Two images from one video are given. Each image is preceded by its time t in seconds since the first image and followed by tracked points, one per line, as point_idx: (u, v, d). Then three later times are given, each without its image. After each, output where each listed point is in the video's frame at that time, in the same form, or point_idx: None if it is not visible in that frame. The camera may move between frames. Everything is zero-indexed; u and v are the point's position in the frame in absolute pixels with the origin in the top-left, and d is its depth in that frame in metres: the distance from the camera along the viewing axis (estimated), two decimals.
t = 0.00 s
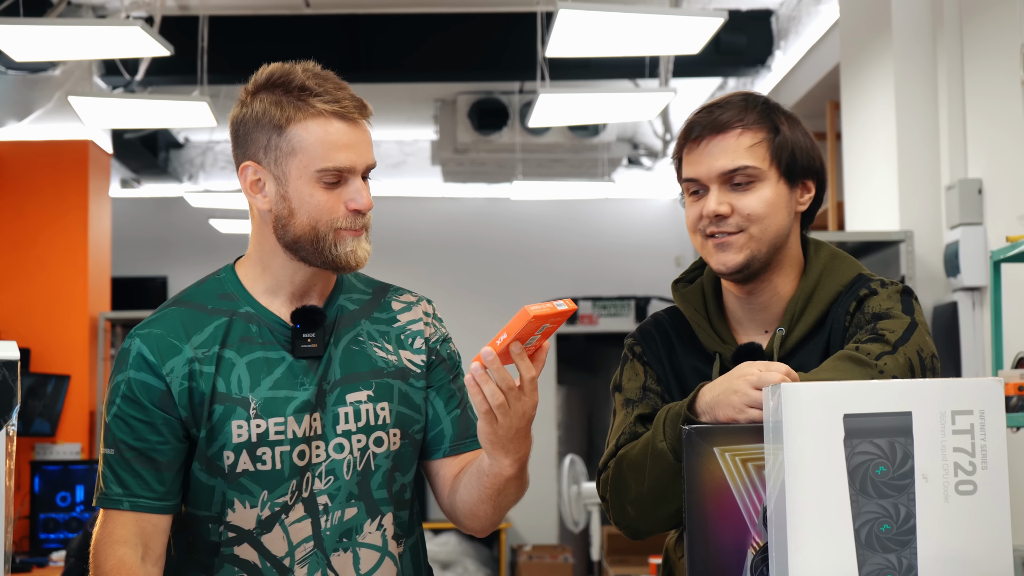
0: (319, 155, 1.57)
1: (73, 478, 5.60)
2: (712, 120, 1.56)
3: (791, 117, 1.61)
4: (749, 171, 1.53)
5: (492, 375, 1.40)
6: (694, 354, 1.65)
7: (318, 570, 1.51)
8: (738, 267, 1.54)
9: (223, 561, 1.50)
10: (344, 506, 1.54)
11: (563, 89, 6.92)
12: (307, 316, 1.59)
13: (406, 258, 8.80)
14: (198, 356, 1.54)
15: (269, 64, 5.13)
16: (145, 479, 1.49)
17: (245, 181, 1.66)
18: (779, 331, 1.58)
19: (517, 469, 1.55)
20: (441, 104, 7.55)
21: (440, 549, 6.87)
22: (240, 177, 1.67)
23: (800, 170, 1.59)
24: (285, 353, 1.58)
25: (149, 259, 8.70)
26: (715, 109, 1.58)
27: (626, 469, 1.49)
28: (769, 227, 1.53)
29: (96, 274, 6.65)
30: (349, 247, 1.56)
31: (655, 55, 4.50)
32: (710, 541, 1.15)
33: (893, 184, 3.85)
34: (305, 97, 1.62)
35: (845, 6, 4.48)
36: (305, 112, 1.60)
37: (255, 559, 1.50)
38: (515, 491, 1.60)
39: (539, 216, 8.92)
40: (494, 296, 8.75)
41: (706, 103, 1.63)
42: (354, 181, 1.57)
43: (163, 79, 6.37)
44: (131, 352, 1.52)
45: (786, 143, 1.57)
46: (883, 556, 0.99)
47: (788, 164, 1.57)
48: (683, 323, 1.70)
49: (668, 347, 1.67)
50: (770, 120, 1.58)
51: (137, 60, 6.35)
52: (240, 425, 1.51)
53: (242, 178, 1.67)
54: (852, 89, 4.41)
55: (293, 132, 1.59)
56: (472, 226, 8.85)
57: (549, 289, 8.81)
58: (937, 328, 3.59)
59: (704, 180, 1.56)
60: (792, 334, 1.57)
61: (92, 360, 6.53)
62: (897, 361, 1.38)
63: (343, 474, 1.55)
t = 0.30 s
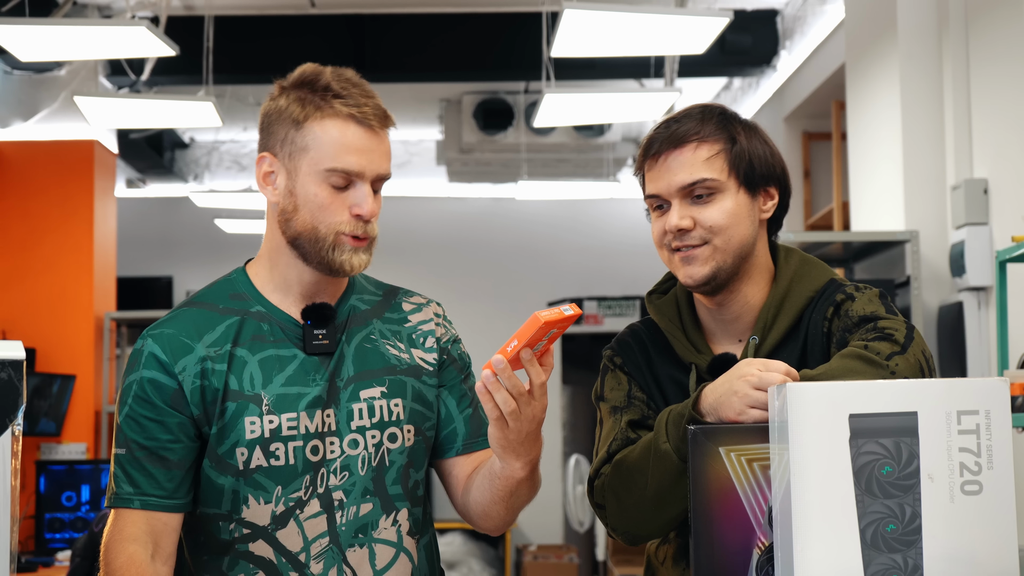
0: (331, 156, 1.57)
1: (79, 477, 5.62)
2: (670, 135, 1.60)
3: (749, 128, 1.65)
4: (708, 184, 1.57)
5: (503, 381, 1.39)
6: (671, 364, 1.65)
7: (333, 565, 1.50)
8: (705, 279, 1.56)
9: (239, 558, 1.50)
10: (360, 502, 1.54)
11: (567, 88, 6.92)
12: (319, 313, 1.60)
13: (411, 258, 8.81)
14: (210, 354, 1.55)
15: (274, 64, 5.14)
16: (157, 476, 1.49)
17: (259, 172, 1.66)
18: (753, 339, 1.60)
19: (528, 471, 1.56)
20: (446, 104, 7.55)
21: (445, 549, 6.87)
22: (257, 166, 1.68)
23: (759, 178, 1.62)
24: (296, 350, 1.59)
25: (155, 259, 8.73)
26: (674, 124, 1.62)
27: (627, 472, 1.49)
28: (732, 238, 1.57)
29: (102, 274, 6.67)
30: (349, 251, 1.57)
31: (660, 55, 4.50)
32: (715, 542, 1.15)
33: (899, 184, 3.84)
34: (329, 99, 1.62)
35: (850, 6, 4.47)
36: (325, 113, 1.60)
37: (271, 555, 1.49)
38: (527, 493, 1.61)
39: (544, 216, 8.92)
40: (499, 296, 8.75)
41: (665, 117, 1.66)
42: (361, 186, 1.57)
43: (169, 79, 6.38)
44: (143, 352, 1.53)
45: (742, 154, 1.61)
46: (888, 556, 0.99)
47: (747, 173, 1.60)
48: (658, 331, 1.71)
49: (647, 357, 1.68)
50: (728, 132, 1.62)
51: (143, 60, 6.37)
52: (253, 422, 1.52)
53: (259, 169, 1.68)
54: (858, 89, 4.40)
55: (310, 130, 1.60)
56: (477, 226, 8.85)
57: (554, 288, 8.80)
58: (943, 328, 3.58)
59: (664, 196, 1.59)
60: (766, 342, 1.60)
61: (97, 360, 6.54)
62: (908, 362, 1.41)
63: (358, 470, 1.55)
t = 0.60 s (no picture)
0: (335, 150, 1.58)
1: (82, 477, 5.63)
2: (655, 135, 1.62)
3: (737, 127, 1.65)
4: (686, 183, 1.58)
5: (501, 387, 1.39)
6: (660, 364, 1.65)
7: (336, 560, 1.50)
8: (679, 280, 1.57)
9: (242, 550, 1.48)
10: (362, 498, 1.54)
11: (570, 88, 6.92)
12: (325, 309, 1.60)
13: (414, 258, 8.82)
14: (214, 347, 1.54)
15: (276, 64, 5.15)
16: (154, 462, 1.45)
17: (267, 167, 1.67)
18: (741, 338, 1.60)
19: (529, 475, 1.56)
20: (449, 104, 7.56)
21: (448, 548, 6.86)
22: (265, 161, 1.69)
23: (741, 179, 1.62)
24: (302, 346, 1.59)
25: (158, 258, 8.74)
26: (661, 124, 1.63)
27: (626, 471, 1.49)
28: (708, 239, 1.56)
29: (105, 273, 6.68)
30: (349, 244, 1.57)
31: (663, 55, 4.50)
32: (718, 542, 1.15)
33: (902, 184, 3.84)
34: (337, 96, 1.63)
35: (853, 6, 4.46)
36: (331, 108, 1.61)
37: (272, 547, 1.48)
38: (530, 496, 1.61)
39: (547, 216, 8.92)
40: (502, 296, 8.75)
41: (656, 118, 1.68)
42: (364, 181, 1.58)
43: (172, 79, 6.39)
44: (148, 342, 1.52)
45: (724, 154, 1.61)
46: (891, 556, 1.00)
47: (727, 174, 1.60)
48: (646, 330, 1.71)
49: (634, 356, 1.68)
50: (710, 132, 1.61)
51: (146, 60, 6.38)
52: (256, 415, 1.51)
53: (267, 164, 1.69)
54: (861, 88, 4.39)
55: (315, 124, 1.60)
56: (480, 225, 8.86)
57: (557, 288, 8.80)
58: (946, 328, 3.57)
59: (643, 195, 1.61)
60: (753, 341, 1.59)
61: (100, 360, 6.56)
62: (898, 358, 1.42)
63: (362, 466, 1.55)
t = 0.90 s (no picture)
0: (329, 142, 1.58)
1: (85, 477, 5.64)
2: (660, 134, 1.62)
3: (743, 129, 1.64)
4: (687, 185, 1.58)
5: (497, 379, 1.41)
6: (662, 361, 1.65)
7: (337, 550, 1.50)
8: (679, 281, 1.58)
9: (244, 539, 1.47)
10: (363, 489, 1.53)
11: (573, 89, 6.92)
12: (327, 302, 1.61)
13: (416, 258, 8.82)
14: (218, 332, 1.55)
15: (279, 64, 5.15)
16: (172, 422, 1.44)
17: (266, 166, 1.67)
18: (745, 339, 1.60)
19: (522, 469, 1.56)
20: (452, 104, 7.56)
21: (450, 548, 6.86)
22: (262, 162, 1.69)
23: (745, 182, 1.62)
24: (304, 338, 1.59)
25: (160, 258, 8.75)
26: (665, 124, 1.63)
27: (628, 468, 1.49)
28: (709, 241, 1.57)
29: (107, 273, 6.69)
30: (345, 236, 1.57)
31: (665, 54, 4.49)
32: (722, 540, 1.15)
33: (904, 183, 3.84)
34: (330, 91, 1.64)
35: (856, 6, 4.46)
36: (324, 103, 1.61)
37: (277, 535, 1.48)
38: (523, 493, 1.61)
39: (550, 216, 8.92)
40: (504, 295, 8.75)
41: (664, 115, 1.68)
42: (359, 172, 1.58)
43: (175, 79, 6.39)
44: (154, 326, 1.52)
45: (728, 156, 1.61)
46: (894, 556, 1.00)
47: (730, 177, 1.60)
48: (648, 327, 1.71)
49: (637, 352, 1.67)
50: (715, 133, 1.61)
51: (149, 60, 6.38)
52: (260, 403, 1.51)
53: (266, 165, 1.70)
54: (864, 88, 4.39)
55: (309, 119, 1.61)
56: (482, 225, 8.86)
57: (559, 288, 8.80)
58: (949, 328, 3.57)
59: (647, 195, 1.61)
60: (758, 342, 1.60)
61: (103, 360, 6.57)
62: (907, 360, 1.42)
63: (362, 457, 1.54)
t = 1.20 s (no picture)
0: (332, 141, 1.58)
1: (87, 477, 5.64)
2: (675, 134, 1.61)
3: (756, 125, 1.65)
4: (707, 184, 1.58)
5: (500, 381, 1.40)
6: (672, 361, 1.64)
7: (337, 550, 1.49)
8: (700, 279, 1.57)
9: (247, 539, 1.47)
10: (364, 490, 1.53)
11: (575, 88, 6.92)
12: (330, 303, 1.61)
13: (417, 258, 8.83)
14: (220, 338, 1.54)
15: (281, 64, 5.15)
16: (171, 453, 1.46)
17: (269, 168, 1.67)
18: (758, 336, 1.59)
19: (523, 469, 1.56)
20: (453, 104, 7.56)
21: (452, 548, 6.86)
22: (265, 163, 1.69)
23: (762, 178, 1.62)
24: (306, 338, 1.59)
25: (162, 258, 8.76)
26: (679, 123, 1.63)
27: (630, 469, 1.49)
28: (730, 239, 1.57)
29: (109, 273, 6.70)
30: (353, 233, 1.57)
31: (667, 54, 4.49)
32: (723, 540, 1.15)
33: (906, 183, 3.84)
34: (329, 90, 1.64)
35: (858, 6, 4.46)
36: (325, 102, 1.61)
37: (277, 536, 1.48)
38: (524, 493, 1.61)
39: (551, 216, 8.93)
40: (506, 295, 8.75)
41: (674, 115, 1.68)
42: (364, 169, 1.58)
43: (177, 79, 6.39)
44: (154, 334, 1.52)
45: (744, 153, 1.61)
46: (896, 556, 1.00)
47: (747, 174, 1.61)
48: (658, 327, 1.70)
49: (646, 353, 1.67)
50: (730, 131, 1.62)
51: (151, 60, 6.38)
52: (262, 404, 1.51)
53: (269, 166, 1.70)
54: (866, 88, 4.39)
55: (311, 118, 1.61)
56: (484, 225, 8.86)
57: (561, 288, 8.81)
58: (951, 328, 3.57)
59: (665, 195, 1.60)
60: (771, 339, 1.58)
61: (104, 360, 6.57)
62: (909, 360, 1.42)
63: (363, 458, 1.54)
